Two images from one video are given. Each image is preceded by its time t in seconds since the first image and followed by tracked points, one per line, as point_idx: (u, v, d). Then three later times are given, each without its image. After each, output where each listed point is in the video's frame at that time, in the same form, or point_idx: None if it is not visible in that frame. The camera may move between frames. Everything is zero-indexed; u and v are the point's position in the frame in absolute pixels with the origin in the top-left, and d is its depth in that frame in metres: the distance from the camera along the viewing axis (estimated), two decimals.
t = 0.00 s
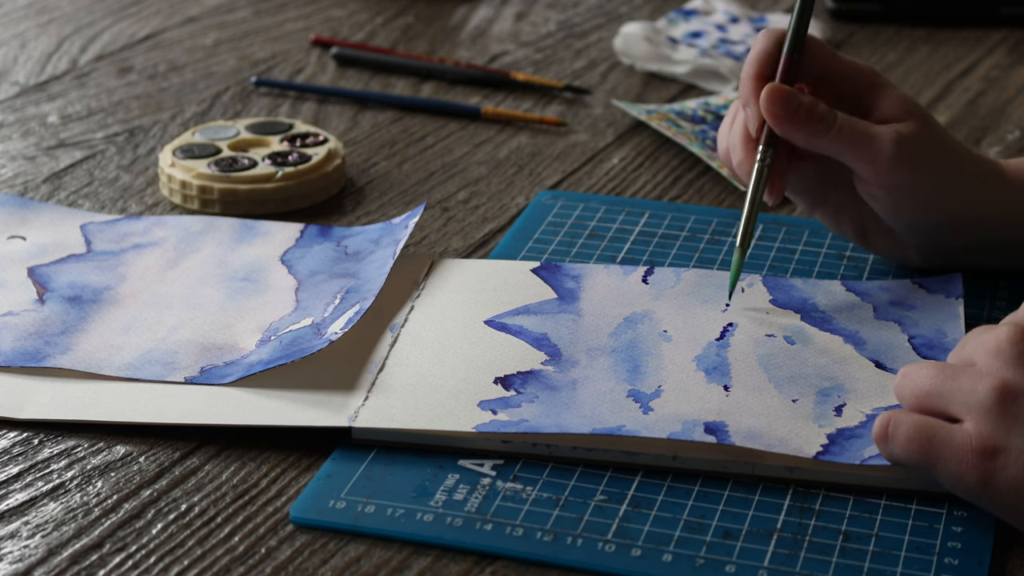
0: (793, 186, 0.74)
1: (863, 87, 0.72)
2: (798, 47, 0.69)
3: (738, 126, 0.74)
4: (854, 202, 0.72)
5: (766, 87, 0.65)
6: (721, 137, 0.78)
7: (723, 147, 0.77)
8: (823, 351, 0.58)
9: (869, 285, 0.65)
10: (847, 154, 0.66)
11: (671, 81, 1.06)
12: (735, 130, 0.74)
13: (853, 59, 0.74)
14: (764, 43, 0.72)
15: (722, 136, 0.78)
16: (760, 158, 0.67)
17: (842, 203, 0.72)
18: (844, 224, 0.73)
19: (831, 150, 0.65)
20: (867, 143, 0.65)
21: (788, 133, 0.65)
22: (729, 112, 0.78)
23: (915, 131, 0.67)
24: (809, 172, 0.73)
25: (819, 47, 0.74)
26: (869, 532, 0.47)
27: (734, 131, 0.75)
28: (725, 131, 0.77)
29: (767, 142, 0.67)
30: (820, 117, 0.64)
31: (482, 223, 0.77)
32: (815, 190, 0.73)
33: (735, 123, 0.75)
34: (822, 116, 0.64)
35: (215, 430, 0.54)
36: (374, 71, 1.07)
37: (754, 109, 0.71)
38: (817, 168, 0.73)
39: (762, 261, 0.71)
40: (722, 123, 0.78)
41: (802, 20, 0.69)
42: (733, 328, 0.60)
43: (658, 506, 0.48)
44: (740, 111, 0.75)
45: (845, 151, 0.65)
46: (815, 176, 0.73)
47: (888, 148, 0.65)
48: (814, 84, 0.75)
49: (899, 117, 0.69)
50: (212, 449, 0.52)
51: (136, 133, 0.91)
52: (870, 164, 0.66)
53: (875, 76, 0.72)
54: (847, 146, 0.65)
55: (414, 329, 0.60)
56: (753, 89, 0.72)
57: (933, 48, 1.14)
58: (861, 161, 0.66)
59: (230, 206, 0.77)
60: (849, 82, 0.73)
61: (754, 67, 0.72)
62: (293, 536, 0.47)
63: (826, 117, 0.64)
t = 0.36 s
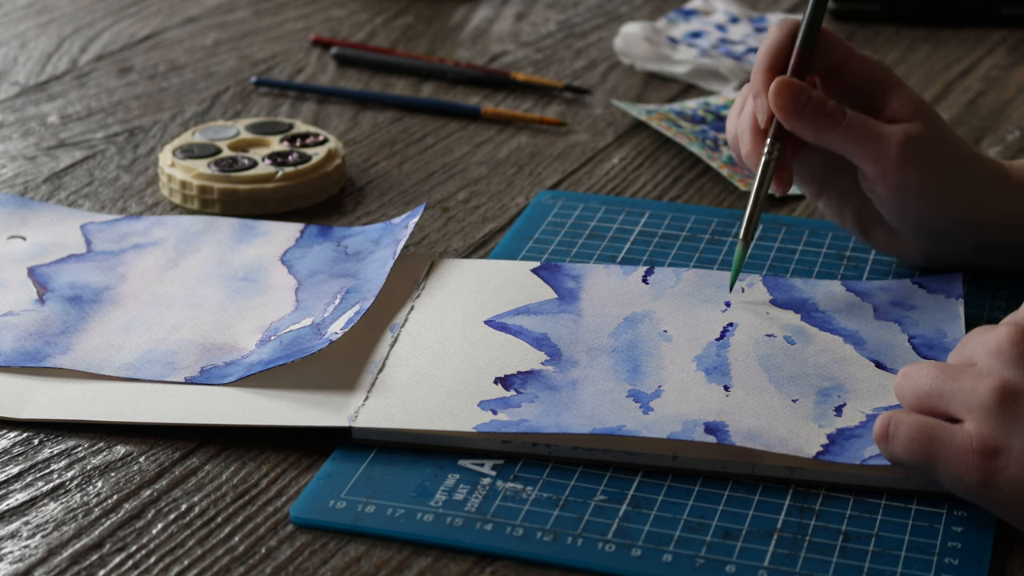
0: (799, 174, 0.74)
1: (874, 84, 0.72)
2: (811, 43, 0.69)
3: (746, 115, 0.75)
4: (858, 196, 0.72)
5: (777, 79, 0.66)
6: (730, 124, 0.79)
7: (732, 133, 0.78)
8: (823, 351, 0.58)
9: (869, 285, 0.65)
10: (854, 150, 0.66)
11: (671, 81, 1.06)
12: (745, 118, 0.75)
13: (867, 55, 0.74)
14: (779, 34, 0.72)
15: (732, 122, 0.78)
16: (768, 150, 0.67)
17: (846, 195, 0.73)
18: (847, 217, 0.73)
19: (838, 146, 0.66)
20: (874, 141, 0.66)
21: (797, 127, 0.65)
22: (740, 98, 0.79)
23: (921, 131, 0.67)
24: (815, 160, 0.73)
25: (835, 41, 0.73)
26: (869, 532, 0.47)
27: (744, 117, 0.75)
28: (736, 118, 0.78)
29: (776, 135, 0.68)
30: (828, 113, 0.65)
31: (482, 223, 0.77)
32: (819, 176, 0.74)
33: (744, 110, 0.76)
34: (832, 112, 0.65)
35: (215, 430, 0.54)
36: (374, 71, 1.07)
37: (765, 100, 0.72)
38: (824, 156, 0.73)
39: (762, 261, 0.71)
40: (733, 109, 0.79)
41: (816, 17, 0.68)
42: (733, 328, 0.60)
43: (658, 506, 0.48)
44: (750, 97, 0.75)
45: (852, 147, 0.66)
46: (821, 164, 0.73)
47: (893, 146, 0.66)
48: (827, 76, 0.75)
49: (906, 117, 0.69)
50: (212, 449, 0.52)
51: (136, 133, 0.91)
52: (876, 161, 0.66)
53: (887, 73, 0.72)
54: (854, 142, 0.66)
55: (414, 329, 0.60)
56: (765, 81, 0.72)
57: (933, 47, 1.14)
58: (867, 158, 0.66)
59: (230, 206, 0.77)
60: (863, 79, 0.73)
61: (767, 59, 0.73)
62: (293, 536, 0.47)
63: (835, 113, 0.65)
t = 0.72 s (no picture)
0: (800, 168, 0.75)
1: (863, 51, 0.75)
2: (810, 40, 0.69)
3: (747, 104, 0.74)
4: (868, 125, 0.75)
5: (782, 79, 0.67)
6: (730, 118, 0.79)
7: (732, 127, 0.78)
8: (823, 351, 0.58)
9: (869, 285, 0.65)
10: (862, 149, 0.67)
11: (671, 81, 1.06)
12: (744, 111, 0.75)
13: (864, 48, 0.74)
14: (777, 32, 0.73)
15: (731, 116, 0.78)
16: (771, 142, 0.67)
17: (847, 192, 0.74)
18: (850, 211, 0.74)
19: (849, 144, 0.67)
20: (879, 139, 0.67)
21: (802, 126, 0.66)
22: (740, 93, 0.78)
23: (929, 128, 0.68)
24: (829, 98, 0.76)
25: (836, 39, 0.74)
26: (869, 532, 0.47)
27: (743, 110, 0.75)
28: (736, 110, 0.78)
29: (777, 133, 0.69)
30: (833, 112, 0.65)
31: (482, 223, 0.77)
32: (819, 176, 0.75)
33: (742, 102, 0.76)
34: (836, 111, 0.66)
35: (216, 430, 0.54)
36: (375, 71, 1.07)
37: (768, 94, 0.72)
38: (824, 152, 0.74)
39: (761, 261, 0.71)
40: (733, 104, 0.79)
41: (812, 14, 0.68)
42: (733, 328, 0.60)
43: (658, 506, 0.48)
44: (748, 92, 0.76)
45: (858, 144, 0.67)
46: (821, 162, 0.74)
47: (901, 141, 0.67)
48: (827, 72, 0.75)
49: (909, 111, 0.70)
50: (212, 449, 0.52)
51: (136, 133, 0.91)
52: (883, 160, 0.68)
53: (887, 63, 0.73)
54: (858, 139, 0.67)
55: (414, 329, 0.60)
56: (766, 77, 0.72)
57: (933, 47, 1.14)
58: (873, 153, 0.67)
59: (230, 206, 0.77)
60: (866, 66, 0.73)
61: (770, 53, 0.73)
62: (293, 536, 0.47)
63: (839, 112, 0.66)
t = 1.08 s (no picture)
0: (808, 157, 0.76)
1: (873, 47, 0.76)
2: (816, 34, 0.70)
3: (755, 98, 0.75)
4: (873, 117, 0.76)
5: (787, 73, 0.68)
6: (739, 107, 0.80)
7: (740, 116, 0.79)
8: (823, 351, 0.58)
9: (869, 285, 0.65)
10: (867, 145, 0.68)
11: (671, 81, 1.06)
12: (752, 101, 0.76)
13: (872, 42, 0.76)
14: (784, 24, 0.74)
15: (740, 105, 0.79)
16: (777, 139, 0.69)
17: (849, 181, 0.75)
18: (850, 201, 0.75)
19: (854, 140, 0.68)
20: (885, 133, 0.67)
21: (806, 121, 0.68)
22: (749, 82, 0.80)
23: (932, 124, 0.68)
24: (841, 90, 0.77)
25: (844, 33, 0.76)
26: (869, 532, 0.47)
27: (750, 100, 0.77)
28: (744, 100, 0.79)
29: (781, 128, 0.70)
30: (836, 105, 0.66)
31: (482, 222, 0.77)
32: (823, 164, 0.76)
33: (751, 92, 0.77)
34: (839, 106, 0.66)
35: (216, 431, 0.54)
36: (375, 71, 1.07)
37: (773, 89, 0.73)
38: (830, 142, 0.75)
39: (762, 261, 0.71)
40: (742, 92, 0.80)
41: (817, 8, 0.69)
42: (733, 328, 0.60)
43: (658, 506, 0.48)
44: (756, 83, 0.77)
45: (862, 139, 0.68)
46: (827, 151, 0.75)
47: (905, 137, 0.67)
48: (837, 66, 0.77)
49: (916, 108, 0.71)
50: (212, 449, 0.52)
51: (136, 133, 0.91)
52: (888, 157, 0.68)
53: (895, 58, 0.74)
54: (863, 134, 0.67)
55: (414, 329, 0.60)
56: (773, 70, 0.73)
57: (933, 47, 1.14)
58: (877, 149, 0.68)
59: (230, 206, 0.77)
60: (873, 59, 0.75)
61: (777, 48, 0.74)
62: (293, 536, 0.47)
63: (843, 106, 0.67)
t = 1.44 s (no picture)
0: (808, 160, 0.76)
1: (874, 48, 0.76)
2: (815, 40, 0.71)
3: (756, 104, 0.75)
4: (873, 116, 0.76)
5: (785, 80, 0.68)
6: (739, 112, 0.80)
7: (741, 122, 0.79)
8: (823, 351, 0.58)
9: (869, 285, 0.65)
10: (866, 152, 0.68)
11: (671, 81, 1.06)
12: (753, 107, 0.76)
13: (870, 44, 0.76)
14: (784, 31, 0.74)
15: (740, 110, 0.79)
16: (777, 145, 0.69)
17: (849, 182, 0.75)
18: (851, 201, 0.75)
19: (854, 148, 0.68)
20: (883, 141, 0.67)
21: (806, 129, 0.68)
22: (749, 87, 0.79)
23: (931, 130, 0.68)
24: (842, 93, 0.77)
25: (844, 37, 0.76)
26: (869, 532, 0.47)
27: (750, 106, 0.77)
28: (745, 105, 0.79)
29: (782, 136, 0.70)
30: (835, 113, 0.66)
31: (482, 223, 0.77)
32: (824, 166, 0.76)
33: (751, 98, 0.77)
34: (838, 113, 0.66)
35: (216, 430, 0.54)
36: (375, 71, 1.07)
37: (772, 96, 0.73)
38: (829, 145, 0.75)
39: (762, 261, 0.71)
40: (743, 97, 0.80)
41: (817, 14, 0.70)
42: (733, 328, 0.60)
43: (658, 506, 0.48)
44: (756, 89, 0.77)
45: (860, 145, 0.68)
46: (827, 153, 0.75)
47: (904, 144, 0.67)
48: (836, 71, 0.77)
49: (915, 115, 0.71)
50: (212, 449, 0.52)
51: (136, 133, 0.91)
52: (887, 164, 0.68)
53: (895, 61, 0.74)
54: (862, 141, 0.67)
55: (414, 329, 0.60)
56: (772, 77, 0.73)
57: (933, 47, 1.14)
58: (877, 156, 0.68)
59: (230, 206, 0.77)
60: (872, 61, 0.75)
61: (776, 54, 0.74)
62: (293, 536, 0.47)
63: (842, 114, 0.66)
